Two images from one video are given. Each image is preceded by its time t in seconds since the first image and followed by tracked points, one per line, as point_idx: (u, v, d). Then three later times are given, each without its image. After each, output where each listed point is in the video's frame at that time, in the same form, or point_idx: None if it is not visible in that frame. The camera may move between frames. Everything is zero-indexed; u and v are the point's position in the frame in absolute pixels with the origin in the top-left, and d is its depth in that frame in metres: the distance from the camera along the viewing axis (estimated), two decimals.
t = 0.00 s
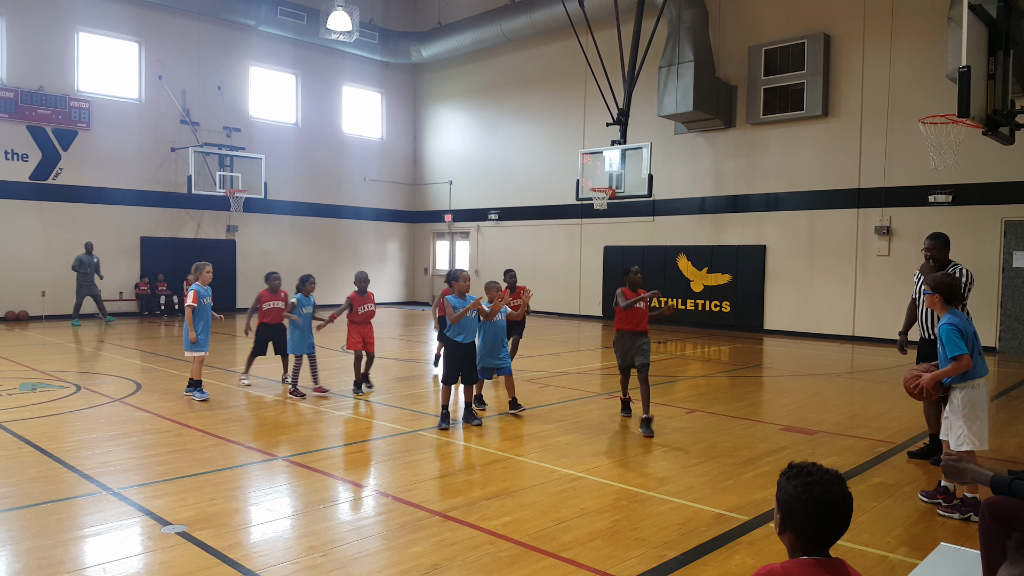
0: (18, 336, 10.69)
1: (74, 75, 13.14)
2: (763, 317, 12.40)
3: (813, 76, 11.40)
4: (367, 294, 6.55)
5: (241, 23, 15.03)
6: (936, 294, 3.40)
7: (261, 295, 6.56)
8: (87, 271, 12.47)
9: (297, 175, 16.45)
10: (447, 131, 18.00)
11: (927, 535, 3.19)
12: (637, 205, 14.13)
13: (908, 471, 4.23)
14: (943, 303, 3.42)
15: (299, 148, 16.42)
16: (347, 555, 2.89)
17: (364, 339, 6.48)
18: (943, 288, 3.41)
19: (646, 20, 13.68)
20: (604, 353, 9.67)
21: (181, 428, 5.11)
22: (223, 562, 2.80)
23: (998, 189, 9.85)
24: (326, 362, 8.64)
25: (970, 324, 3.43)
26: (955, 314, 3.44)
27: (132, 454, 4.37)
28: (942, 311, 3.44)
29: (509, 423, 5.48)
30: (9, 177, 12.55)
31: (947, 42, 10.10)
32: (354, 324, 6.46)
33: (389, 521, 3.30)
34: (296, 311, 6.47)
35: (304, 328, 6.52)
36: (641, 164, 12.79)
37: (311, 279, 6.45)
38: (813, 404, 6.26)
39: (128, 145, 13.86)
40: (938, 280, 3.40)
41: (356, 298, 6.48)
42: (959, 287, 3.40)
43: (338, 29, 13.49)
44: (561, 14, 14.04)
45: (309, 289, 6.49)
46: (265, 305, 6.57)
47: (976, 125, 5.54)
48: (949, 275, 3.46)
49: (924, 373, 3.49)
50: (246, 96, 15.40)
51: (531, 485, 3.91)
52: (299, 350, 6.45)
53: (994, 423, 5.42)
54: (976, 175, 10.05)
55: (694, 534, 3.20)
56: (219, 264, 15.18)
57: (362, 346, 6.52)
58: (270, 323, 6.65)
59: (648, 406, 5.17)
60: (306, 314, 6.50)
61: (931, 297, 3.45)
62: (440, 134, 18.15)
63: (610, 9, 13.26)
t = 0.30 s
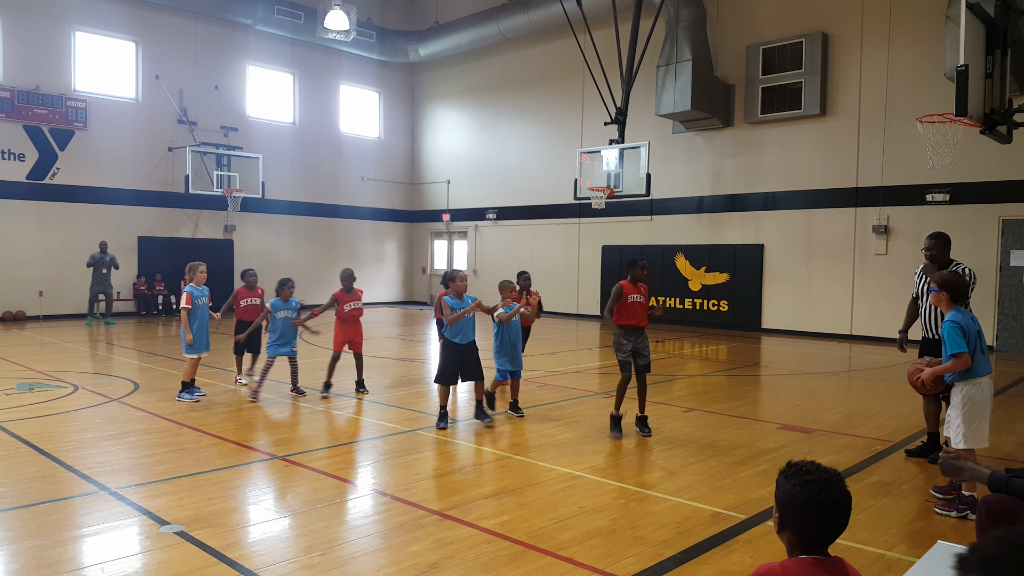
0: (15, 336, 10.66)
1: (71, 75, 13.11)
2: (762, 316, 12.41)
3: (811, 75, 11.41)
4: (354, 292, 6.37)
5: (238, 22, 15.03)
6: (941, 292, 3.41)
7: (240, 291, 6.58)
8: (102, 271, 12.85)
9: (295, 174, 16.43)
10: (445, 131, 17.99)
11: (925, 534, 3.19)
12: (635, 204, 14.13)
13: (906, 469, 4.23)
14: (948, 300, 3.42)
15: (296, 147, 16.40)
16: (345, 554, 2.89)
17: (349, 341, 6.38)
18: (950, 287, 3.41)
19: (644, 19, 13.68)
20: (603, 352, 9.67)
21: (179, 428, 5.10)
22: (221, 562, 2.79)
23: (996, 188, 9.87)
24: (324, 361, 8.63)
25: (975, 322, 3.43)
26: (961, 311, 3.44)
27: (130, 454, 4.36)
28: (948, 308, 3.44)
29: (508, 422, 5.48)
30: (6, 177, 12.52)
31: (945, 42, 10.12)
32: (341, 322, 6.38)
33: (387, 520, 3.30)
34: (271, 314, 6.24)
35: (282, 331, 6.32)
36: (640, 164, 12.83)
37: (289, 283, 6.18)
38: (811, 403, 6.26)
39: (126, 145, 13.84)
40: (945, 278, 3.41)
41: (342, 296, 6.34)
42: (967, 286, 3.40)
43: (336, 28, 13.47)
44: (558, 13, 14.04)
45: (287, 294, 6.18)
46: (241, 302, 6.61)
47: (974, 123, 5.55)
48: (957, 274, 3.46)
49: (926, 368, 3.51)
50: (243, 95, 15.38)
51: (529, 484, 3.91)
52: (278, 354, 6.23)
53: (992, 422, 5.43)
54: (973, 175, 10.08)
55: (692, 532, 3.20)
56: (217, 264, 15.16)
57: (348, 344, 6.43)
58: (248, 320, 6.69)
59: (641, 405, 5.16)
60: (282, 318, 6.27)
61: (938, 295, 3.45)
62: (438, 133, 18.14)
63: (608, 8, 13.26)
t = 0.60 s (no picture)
0: (13, 335, 10.64)
1: (68, 74, 13.07)
2: (760, 314, 12.43)
3: (809, 73, 11.42)
4: (328, 293, 6.32)
5: (236, 21, 15.00)
6: (944, 289, 3.45)
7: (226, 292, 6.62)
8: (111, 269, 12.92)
9: (293, 173, 16.41)
10: (443, 129, 17.98)
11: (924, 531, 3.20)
12: (633, 202, 14.13)
13: (904, 467, 4.24)
14: (954, 297, 3.44)
15: (294, 146, 16.38)
16: (344, 553, 2.89)
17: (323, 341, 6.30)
18: (956, 284, 3.42)
19: (642, 17, 13.67)
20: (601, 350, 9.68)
21: (177, 427, 5.10)
22: (220, 560, 2.79)
23: (992, 187, 9.89)
24: (322, 360, 8.62)
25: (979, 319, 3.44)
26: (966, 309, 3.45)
27: (129, 453, 4.36)
28: (955, 306, 3.45)
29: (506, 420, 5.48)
30: (3, 176, 12.48)
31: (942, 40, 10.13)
32: (314, 324, 6.32)
33: (386, 518, 3.30)
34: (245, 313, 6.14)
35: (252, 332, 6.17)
36: (638, 162, 12.85)
37: (266, 282, 6.12)
38: (809, 401, 6.26)
39: (123, 144, 13.81)
40: (951, 276, 3.43)
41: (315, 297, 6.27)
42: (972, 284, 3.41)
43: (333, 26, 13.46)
44: (556, 11, 14.02)
45: (264, 292, 6.14)
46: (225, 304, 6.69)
47: (971, 122, 5.55)
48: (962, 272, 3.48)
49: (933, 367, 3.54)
50: (241, 94, 15.35)
51: (528, 482, 3.91)
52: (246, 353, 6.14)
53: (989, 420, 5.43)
54: (970, 172, 10.09)
55: (691, 530, 3.20)
56: (215, 262, 15.13)
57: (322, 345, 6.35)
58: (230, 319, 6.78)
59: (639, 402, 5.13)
60: (256, 316, 6.16)
61: (943, 293, 3.47)
62: (436, 132, 18.12)
63: (606, 6, 13.25)
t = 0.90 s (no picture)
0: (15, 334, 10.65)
1: (69, 73, 13.07)
2: (761, 310, 12.41)
3: (810, 68, 11.39)
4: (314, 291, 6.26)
5: (236, 19, 14.99)
6: (960, 281, 3.42)
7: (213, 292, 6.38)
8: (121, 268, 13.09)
9: (294, 171, 16.41)
10: (443, 127, 17.96)
11: (927, 526, 3.19)
12: (634, 198, 14.10)
13: (907, 463, 4.23)
14: (970, 289, 3.41)
15: (295, 144, 16.37)
16: (346, 550, 2.89)
17: (312, 339, 6.29)
18: (972, 276, 3.40)
19: (643, 13, 13.64)
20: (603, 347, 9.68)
21: (180, 424, 5.11)
22: (223, 557, 2.79)
23: (995, 181, 9.85)
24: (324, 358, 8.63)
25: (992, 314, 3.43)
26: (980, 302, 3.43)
27: (132, 451, 4.36)
28: (969, 298, 3.43)
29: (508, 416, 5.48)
30: (5, 176, 12.48)
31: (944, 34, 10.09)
32: (302, 321, 6.28)
33: (388, 515, 3.30)
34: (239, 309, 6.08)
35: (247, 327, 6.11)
36: (639, 158, 12.84)
37: (258, 278, 6.09)
38: (811, 397, 6.25)
39: (124, 143, 13.81)
40: (969, 267, 3.41)
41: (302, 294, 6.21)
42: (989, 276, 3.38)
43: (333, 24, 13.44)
44: (557, 8, 14.00)
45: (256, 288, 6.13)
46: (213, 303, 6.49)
47: (974, 116, 5.53)
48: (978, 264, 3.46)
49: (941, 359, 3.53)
50: (242, 92, 15.35)
51: (530, 479, 3.91)
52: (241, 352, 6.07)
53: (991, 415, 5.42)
54: (972, 166, 10.06)
55: (693, 526, 3.20)
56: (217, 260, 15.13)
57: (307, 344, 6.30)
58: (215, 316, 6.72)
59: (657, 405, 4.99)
60: (251, 312, 6.14)
61: (958, 285, 3.44)
62: (436, 129, 18.10)
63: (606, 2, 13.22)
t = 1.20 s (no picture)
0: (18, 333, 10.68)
1: (71, 72, 13.09)
2: (763, 306, 12.41)
3: (811, 64, 11.36)
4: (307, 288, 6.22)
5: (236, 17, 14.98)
6: (970, 279, 3.43)
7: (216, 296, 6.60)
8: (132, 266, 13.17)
9: (295, 169, 16.41)
10: (444, 124, 17.95)
11: (929, 523, 3.19)
12: (635, 195, 14.09)
13: (909, 459, 4.23)
14: (980, 288, 3.42)
15: (296, 143, 16.37)
16: (349, 548, 2.90)
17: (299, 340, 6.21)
18: (983, 274, 3.40)
19: (644, 10, 13.61)
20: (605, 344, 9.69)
21: (183, 423, 5.12)
22: (226, 556, 2.80)
23: (997, 177, 9.84)
24: (326, 356, 8.64)
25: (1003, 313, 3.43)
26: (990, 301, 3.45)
27: (134, 450, 4.38)
28: (981, 296, 3.43)
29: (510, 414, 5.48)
30: (6, 175, 12.50)
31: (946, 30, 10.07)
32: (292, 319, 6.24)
33: (391, 513, 3.31)
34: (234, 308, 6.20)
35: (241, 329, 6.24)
36: (640, 155, 12.83)
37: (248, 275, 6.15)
38: (813, 393, 6.26)
39: (126, 142, 13.82)
40: (979, 265, 3.41)
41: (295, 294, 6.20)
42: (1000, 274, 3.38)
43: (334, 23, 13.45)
44: (557, 5, 13.98)
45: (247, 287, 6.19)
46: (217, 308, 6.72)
47: (975, 112, 5.52)
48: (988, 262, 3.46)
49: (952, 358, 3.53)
50: (243, 91, 15.35)
51: (532, 476, 3.91)
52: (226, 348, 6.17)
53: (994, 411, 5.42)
54: (974, 162, 10.04)
55: (695, 523, 3.21)
56: (219, 258, 15.14)
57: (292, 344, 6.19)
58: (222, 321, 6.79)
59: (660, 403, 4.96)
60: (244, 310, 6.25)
61: (970, 283, 3.44)
62: (437, 127, 18.10)
63: None
